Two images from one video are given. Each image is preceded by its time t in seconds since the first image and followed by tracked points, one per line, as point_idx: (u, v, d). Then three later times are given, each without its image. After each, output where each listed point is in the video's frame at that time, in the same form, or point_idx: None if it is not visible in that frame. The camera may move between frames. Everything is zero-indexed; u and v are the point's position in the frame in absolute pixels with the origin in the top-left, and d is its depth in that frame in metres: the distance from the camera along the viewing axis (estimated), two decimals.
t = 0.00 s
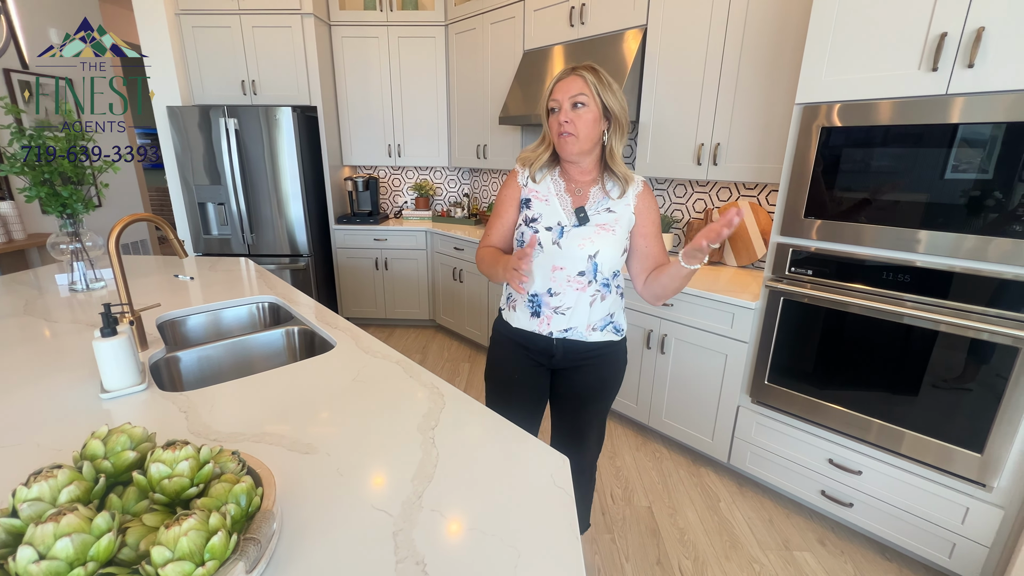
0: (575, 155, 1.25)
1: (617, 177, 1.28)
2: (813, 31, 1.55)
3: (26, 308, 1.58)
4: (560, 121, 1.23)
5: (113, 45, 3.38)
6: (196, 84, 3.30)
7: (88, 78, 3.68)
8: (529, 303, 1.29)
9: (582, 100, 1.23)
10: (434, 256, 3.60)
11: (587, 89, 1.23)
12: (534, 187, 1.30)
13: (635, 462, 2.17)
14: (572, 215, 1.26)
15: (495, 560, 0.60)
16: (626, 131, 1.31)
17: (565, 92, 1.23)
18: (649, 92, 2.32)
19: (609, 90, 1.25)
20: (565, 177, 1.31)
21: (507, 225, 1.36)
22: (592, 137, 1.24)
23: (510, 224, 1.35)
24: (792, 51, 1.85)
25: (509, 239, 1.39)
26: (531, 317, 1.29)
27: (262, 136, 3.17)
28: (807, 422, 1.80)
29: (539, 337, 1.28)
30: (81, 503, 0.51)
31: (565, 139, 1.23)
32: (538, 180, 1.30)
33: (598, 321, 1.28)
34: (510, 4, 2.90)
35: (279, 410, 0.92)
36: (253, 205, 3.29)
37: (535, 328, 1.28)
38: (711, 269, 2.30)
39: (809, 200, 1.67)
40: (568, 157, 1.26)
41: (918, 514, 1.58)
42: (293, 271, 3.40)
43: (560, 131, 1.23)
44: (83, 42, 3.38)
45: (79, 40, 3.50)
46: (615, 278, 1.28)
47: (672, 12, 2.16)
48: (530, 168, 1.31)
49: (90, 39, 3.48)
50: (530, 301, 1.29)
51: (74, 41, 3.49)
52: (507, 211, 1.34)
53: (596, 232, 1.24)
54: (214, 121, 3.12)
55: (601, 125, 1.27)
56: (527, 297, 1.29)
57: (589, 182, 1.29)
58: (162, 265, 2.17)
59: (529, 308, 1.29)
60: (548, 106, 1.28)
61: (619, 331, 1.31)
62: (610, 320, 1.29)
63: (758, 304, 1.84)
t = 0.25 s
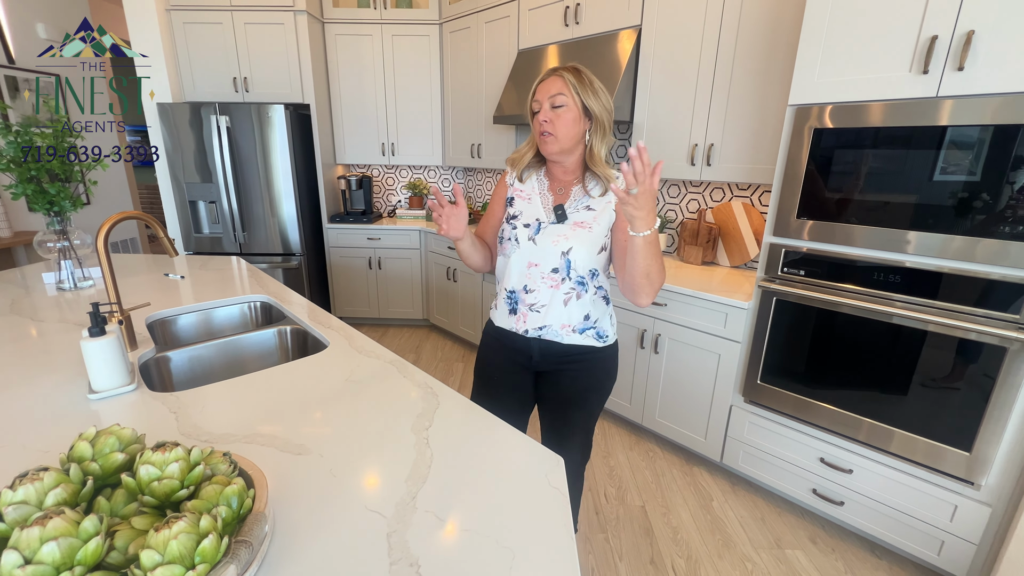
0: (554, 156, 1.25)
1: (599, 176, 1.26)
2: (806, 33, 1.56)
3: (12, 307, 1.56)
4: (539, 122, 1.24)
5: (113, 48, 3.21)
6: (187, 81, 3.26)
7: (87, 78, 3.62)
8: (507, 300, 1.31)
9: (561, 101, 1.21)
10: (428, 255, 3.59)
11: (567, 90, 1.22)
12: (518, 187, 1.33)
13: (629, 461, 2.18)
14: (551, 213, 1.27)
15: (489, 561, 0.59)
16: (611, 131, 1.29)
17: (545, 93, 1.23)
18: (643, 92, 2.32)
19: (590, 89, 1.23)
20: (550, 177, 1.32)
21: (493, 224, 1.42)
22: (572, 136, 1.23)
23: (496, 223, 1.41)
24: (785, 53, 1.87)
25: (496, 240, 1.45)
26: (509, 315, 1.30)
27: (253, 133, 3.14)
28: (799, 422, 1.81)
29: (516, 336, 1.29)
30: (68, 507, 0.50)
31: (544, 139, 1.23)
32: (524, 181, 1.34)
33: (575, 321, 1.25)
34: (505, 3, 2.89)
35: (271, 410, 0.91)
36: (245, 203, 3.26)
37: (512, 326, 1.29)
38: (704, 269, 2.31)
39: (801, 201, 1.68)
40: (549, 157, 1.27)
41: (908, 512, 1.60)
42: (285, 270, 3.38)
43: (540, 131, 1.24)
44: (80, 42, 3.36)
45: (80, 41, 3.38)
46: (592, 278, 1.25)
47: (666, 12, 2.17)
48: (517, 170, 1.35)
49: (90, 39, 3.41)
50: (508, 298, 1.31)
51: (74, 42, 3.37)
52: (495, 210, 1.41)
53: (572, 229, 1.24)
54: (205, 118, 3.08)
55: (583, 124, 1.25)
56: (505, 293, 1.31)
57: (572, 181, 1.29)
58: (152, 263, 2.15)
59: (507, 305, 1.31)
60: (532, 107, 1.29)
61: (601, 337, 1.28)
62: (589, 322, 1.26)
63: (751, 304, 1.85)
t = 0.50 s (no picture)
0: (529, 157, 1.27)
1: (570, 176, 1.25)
2: (802, 35, 1.57)
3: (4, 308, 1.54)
4: (515, 123, 1.25)
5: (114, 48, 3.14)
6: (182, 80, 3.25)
7: (87, 78, 3.63)
8: (477, 299, 1.33)
9: (536, 103, 1.22)
10: (425, 256, 3.59)
11: (541, 92, 1.22)
12: (495, 188, 1.36)
13: (625, 462, 2.18)
14: (521, 214, 1.27)
15: (486, 564, 0.59)
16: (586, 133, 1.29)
17: (521, 94, 1.24)
18: (640, 94, 2.33)
19: (566, 90, 1.22)
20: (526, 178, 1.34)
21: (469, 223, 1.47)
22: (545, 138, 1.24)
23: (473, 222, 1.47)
24: (781, 55, 1.87)
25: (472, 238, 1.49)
26: (478, 314, 1.32)
27: (249, 133, 3.13)
28: (794, 422, 1.82)
29: (486, 337, 1.30)
30: (60, 510, 0.50)
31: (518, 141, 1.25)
32: (501, 183, 1.36)
33: (542, 323, 1.25)
34: (502, 4, 2.89)
35: (266, 412, 0.91)
36: (240, 203, 3.25)
37: (481, 325, 1.31)
38: (700, 270, 2.32)
39: (797, 202, 1.68)
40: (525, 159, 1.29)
41: (903, 512, 1.61)
42: (281, 270, 3.36)
43: (516, 133, 1.26)
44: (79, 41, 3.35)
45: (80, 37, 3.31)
46: (557, 279, 1.23)
47: (663, 14, 2.17)
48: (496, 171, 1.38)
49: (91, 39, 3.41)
50: (478, 297, 1.33)
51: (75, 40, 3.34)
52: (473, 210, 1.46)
53: (537, 230, 1.23)
54: (201, 117, 3.07)
55: (559, 126, 1.25)
56: (476, 293, 1.33)
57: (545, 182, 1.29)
58: (146, 264, 2.13)
59: (478, 304, 1.33)
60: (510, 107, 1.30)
61: (572, 340, 1.26)
62: (557, 323, 1.25)
63: (747, 305, 1.86)
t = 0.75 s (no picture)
0: (504, 153, 1.25)
1: (543, 175, 1.25)
2: (799, 35, 1.57)
3: None
4: (493, 117, 1.22)
5: (112, 43, 3.04)
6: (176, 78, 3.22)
7: (87, 78, 3.64)
8: (450, 300, 1.31)
9: (514, 98, 1.20)
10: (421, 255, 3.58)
11: (520, 87, 1.20)
12: (466, 187, 1.35)
13: (621, 461, 2.18)
14: (493, 212, 1.25)
15: (484, 565, 0.59)
16: (559, 132, 1.29)
17: (498, 88, 1.21)
18: (637, 93, 2.33)
19: (543, 88, 1.22)
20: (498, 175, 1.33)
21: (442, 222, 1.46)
22: (522, 136, 1.23)
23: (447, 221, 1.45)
24: (778, 55, 1.88)
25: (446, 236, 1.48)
26: (452, 315, 1.31)
27: (243, 131, 3.10)
28: (790, 421, 1.83)
29: (461, 337, 1.30)
30: (51, 513, 0.49)
31: (494, 136, 1.23)
32: (472, 181, 1.34)
33: (517, 321, 1.24)
34: (498, 2, 2.88)
35: (261, 412, 0.90)
36: (235, 201, 3.22)
37: (455, 326, 1.30)
38: (696, 269, 2.32)
39: (793, 201, 1.68)
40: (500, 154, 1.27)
41: (897, 510, 1.62)
42: (276, 269, 3.34)
43: (493, 128, 1.23)
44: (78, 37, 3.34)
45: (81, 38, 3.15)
46: (529, 277, 1.22)
47: (660, 13, 2.17)
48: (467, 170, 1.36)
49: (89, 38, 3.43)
50: (451, 298, 1.32)
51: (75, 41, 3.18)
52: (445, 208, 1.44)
53: (509, 227, 1.22)
54: (194, 115, 3.04)
55: (535, 123, 1.25)
56: (449, 294, 1.32)
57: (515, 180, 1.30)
58: (140, 263, 2.11)
59: (451, 305, 1.32)
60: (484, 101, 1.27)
61: (547, 339, 1.26)
62: (532, 322, 1.24)
63: (743, 304, 1.86)
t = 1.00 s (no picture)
0: (498, 152, 1.22)
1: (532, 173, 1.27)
2: (792, 38, 1.58)
3: None
4: (488, 114, 1.19)
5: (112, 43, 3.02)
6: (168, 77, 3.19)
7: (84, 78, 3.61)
8: (445, 308, 1.28)
9: (509, 97, 1.20)
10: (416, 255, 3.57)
11: (513, 87, 1.20)
12: (447, 192, 1.30)
13: (617, 462, 2.19)
14: (483, 215, 1.24)
15: (480, 568, 0.58)
16: (540, 133, 1.32)
17: (492, 85, 1.19)
18: (632, 94, 2.33)
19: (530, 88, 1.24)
20: (479, 176, 1.31)
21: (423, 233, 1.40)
22: (516, 136, 1.22)
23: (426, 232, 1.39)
24: (772, 57, 1.89)
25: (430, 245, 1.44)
26: (448, 323, 1.28)
27: (237, 131, 3.08)
28: (785, 421, 1.84)
29: (458, 345, 1.27)
30: (40, 520, 0.48)
31: (491, 134, 1.20)
32: (451, 184, 1.31)
33: (517, 324, 1.24)
34: (494, 3, 2.88)
35: (255, 415, 0.89)
36: (229, 202, 3.20)
37: (453, 335, 1.28)
38: (691, 270, 2.33)
39: (787, 203, 1.69)
40: (490, 153, 1.24)
41: (891, 510, 1.63)
42: (270, 270, 3.32)
43: (488, 125, 1.19)
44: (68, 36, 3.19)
45: (79, 39, 3.00)
46: (530, 278, 1.24)
47: (655, 15, 2.18)
48: (446, 172, 1.32)
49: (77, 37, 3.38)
50: (446, 307, 1.28)
51: (73, 40, 3.01)
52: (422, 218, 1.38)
53: (505, 229, 1.22)
54: (187, 115, 3.02)
55: (523, 123, 1.26)
56: (443, 302, 1.29)
57: (503, 180, 1.28)
58: (132, 264, 2.09)
59: (446, 313, 1.29)
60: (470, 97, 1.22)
61: (546, 339, 1.27)
62: (532, 323, 1.25)
63: (738, 305, 1.87)
